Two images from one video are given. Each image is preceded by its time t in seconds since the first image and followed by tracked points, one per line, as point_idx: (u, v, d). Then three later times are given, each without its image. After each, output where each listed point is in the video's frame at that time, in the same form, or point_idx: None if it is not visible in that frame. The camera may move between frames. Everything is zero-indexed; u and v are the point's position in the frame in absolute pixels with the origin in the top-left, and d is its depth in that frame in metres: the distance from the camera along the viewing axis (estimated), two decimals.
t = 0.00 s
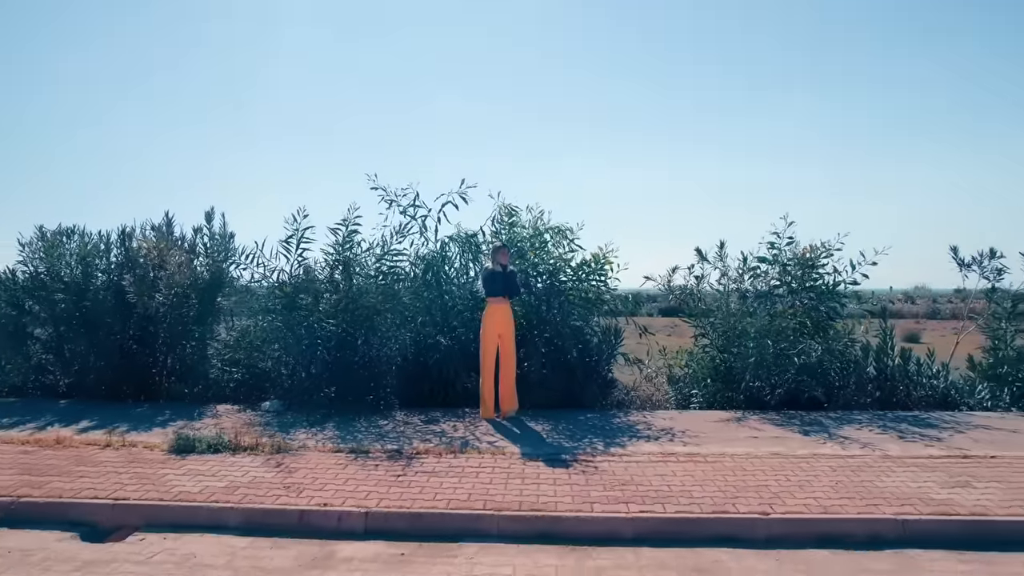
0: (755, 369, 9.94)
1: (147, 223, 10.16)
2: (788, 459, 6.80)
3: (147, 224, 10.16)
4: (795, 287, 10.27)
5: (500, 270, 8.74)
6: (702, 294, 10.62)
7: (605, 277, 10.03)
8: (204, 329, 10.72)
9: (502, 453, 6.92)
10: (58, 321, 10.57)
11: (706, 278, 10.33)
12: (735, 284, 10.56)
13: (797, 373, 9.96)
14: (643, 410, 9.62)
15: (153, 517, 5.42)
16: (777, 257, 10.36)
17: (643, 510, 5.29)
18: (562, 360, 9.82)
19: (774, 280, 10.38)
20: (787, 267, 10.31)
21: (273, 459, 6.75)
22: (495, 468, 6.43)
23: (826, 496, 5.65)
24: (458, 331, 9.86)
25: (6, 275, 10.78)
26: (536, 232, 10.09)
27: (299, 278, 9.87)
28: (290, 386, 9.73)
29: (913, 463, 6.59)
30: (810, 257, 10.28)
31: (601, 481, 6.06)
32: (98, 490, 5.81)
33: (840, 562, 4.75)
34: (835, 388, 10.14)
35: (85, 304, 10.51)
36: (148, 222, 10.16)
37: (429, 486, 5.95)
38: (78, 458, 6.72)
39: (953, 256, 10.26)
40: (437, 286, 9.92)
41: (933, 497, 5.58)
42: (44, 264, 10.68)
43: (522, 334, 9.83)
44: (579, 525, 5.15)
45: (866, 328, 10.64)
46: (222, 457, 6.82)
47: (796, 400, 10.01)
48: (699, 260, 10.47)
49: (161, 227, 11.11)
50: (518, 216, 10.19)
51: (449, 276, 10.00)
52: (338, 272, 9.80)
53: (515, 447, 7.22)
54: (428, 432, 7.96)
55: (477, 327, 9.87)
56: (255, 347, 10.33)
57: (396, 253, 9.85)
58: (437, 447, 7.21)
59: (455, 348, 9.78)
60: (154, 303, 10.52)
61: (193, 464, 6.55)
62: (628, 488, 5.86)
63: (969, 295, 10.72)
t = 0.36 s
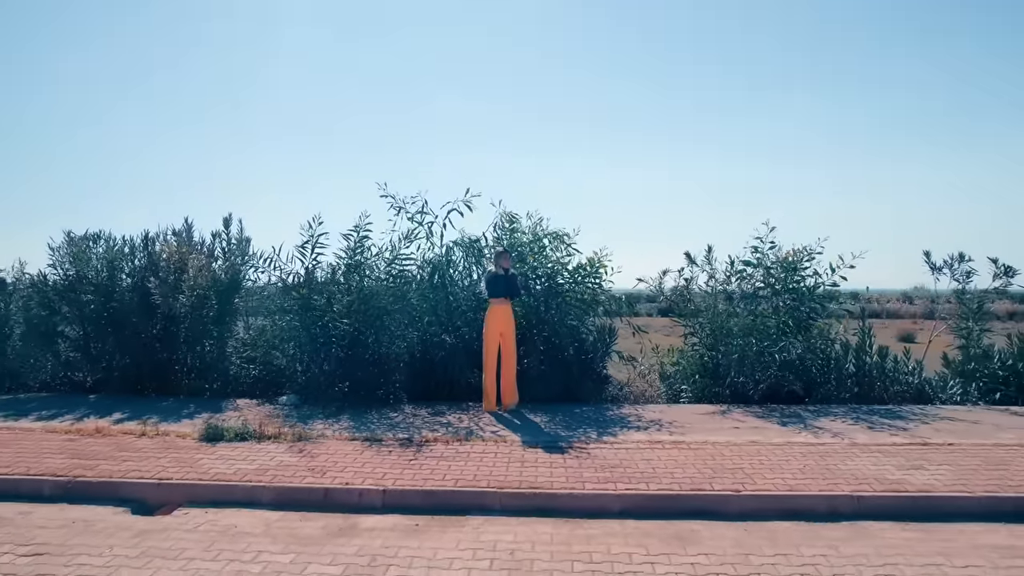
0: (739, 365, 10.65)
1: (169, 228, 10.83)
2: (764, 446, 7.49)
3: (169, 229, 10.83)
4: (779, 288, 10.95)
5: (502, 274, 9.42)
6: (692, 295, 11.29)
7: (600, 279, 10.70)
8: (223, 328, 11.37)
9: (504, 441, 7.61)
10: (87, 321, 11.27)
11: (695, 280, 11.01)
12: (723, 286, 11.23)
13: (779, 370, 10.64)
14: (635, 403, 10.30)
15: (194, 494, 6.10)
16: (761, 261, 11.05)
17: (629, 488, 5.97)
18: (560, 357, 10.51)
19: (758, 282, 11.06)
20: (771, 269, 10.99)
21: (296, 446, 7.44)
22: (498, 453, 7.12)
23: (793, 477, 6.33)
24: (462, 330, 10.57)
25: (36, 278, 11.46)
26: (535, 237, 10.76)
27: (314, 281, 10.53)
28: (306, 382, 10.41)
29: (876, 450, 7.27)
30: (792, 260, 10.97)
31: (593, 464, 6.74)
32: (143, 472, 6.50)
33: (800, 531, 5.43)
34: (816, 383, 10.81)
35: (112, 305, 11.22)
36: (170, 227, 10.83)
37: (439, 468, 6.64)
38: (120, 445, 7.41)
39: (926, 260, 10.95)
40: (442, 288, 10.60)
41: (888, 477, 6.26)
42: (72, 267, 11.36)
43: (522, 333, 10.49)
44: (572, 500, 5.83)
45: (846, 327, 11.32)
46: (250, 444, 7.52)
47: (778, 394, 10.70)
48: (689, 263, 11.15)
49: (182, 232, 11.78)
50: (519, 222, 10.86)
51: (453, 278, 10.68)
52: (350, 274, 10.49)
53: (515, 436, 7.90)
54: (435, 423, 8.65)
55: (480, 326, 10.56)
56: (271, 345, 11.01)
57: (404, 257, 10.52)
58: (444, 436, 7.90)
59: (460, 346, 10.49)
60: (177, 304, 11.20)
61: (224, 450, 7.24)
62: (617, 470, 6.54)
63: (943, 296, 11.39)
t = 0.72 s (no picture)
0: (726, 361, 11.32)
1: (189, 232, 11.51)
2: (744, 433, 8.17)
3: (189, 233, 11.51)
4: (764, 288, 11.62)
5: (504, 276, 10.09)
6: (682, 295, 11.96)
7: (595, 280, 11.38)
8: (240, 326, 12.00)
9: (505, 429, 8.28)
10: (112, 319, 11.96)
11: (685, 281, 11.69)
12: (711, 287, 11.91)
13: (763, 365, 11.30)
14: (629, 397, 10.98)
15: (226, 474, 6.78)
16: (747, 263, 11.73)
17: (618, 469, 6.64)
18: (557, 353, 11.18)
19: (744, 283, 11.74)
20: (756, 271, 11.68)
21: (315, 433, 8.12)
22: (500, 439, 7.79)
23: (767, 459, 7.01)
24: (466, 328, 11.21)
25: (63, 279, 12.15)
26: (534, 240, 11.44)
27: (326, 282, 11.20)
28: (319, 376, 11.07)
29: (846, 436, 7.95)
30: (777, 262, 11.65)
31: (587, 449, 7.42)
32: (179, 456, 7.18)
33: (768, 505, 6.11)
34: (799, 378, 11.47)
35: (136, 305, 11.91)
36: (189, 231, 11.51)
37: (446, 452, 7.31)
38: (154, 433, 8.10)
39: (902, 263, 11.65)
40: (447, 289, 11.29)
41: (852, 460, 6.94)
42: (97, 269, 12.04)
43: (521, 331, 11.16)
44: (567, 479, 6.50)
45: (827, 325, 11.99)
46: (272, 432, 8.19)
47: (764, 389, 11.36)
48: (679, 265, 11.82)
49: (200, 235, 12.45)
50: (518, 227, 11.53)
51: (457, 280, 11.36)
52: (360, 275, 11.17)
53: (516, 424, 8.58)
54: (441, 413, 9.32)
55: (483, 324, 11.20)
56: (286, 342, 11.68)
57: (411, 259, 11.19)
58: (450, 425, 8.58)
59: (463, 343, 11.14)
60: (196, 303, 11.86)
61: (250, 437, 7.92)
62: (608, 454, 7.22)
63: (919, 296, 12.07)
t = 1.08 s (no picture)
0: (715, 357, 11.98)
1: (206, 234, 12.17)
2: (727, 422, 8.83)
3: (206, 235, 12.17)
4: (752, 288, 12.29)
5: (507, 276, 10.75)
6: (673, 295, 12.64)
7: (590, 280, 12.05)
8: (254, 323, 12.65)
9: (506, 417, 8.95)
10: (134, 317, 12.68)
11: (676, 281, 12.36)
12: (701, 287, 12.58)
13: (750, 360, 11.95)
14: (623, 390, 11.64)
15: (252, 457, 7.45)
16: (735, 264, 12.40)
17: (609, 451, 7.31)
18: (555, 349, 11.87)
19: (732, 283, 12.41)
20: (744, 271, 12.36)
21: (330, 421, 8.79)
22: (501, 427, 8.46)
23: (746, 444, 7.68)
24: (469, 326, 11.87)
25: (87, 280, 12.84)
26: (534, 243, 12.10)
27: (337, 282, 11.88)
28: (331, 371, 11.74)
29: (821, 424, 8.62)
30: (764, 263, 12.33)
31: (581, 435, 8.09)
32: (208, 441, 7.85)
33: (744, 482, 6.77)
34: (784, 372, 12.13)
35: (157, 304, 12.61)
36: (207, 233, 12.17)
37: (452, 438, 7.98)
38: (182, 422, 8.77)
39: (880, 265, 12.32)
40: (451, 288, 11.94)
41: (823, 444, 7.60)
42: (119, 270, 12.72)
43: (521, 328, 11.83)
44: (563, 460, 7.17)
45: (812, 323, 12.65)
46: (291, 420, 8.86)
47: (751, 382, 12.02)
48: (671, 266, 12.49)
49: (216, 238, 13.12)
50: (519, 230, 12.20)
51: (461, 280, 12.02)
52: (369, 275, 11.84)
53: (516, 414, 9.25)
54: (447, 404, 10.00)
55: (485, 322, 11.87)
56: (299, 338, 12.34)
57: (418, 260, 11.85)
58: (455, 415, 9.26)
59: (466, 339, 11.82)
60: (214, 302, 12.54)
61: (271, 425, 8.59)
62: (600, 439, 7.89)
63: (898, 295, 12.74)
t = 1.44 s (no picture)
0: (705, 353, 12.62)
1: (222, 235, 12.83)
2: (713, 411, 9.47)
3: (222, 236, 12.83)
4: (741, 287, 12.93)
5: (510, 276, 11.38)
6: (666, 294, 13.28)
7: (587, 280, 12.70)
8: (267, 320, 13.30)
9: (508, 408, 9.59)
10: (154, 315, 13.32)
11: (668, 281, 13.00)
12: (692, 286, 13.21)
13: (739, 356, 12.59)
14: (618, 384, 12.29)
15: (273, 442, 8.09)
16: (724, 265, 13.05)
17: (601, 437, 7.95)
18: (554, 345, 12.51)
19: (722, 282, 13.06)
20: (733, 272, 13.00)
21: (343, 412, 9.43)
22: (503, 416, 9.11)
23: (728, 431, 8.32)
24: (472, 324, 12.52)
25: (108, 280, 13.49)
26: (533, 244, 12.74)
27: (347, 282, 12.54)
28: (341, 366, 12.38)
29: (800, 414, 9.26)
30: (752, 264, 12.98)
31: (577, 423, 8.73)
32: (231, 428, 8.49)
33: (724, 465, 7.41)
34: (772, 367, 12.76)
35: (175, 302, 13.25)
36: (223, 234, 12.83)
37: (457, 426, 8.62)
38: (205, 411, 9.41)
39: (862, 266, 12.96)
40: (455, 287, 12.60)
41: (799, 431, 8.24)
42: (139, 269, 13.36)
43: (521, 325, 12.47)
44: (559, 445, 7.81)
45: (798, 321, 13.29)
46: (306, 410, 9.51)
47: (740, 377, 12.66)
48: (664, 267, 13.13)
49: (231, 239, 13.77)
50: (519, 232, 12.84)
51: (464, 280, 12.67)
52: (377, 275, 12.50)
53: (517, 405, 9.89)
54: (452, 397, 10.65)
55: (487, 319, 12.52)
56: (310, 334, 12.99)
57: (423, 261, 12.51)
58: (459, 406, 9.91)
59: (469, 336, 12.46)
60: (229, 301, 13.20)
61: (288, 414, 9.23)
62: (594, 426, 8.53)
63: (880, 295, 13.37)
